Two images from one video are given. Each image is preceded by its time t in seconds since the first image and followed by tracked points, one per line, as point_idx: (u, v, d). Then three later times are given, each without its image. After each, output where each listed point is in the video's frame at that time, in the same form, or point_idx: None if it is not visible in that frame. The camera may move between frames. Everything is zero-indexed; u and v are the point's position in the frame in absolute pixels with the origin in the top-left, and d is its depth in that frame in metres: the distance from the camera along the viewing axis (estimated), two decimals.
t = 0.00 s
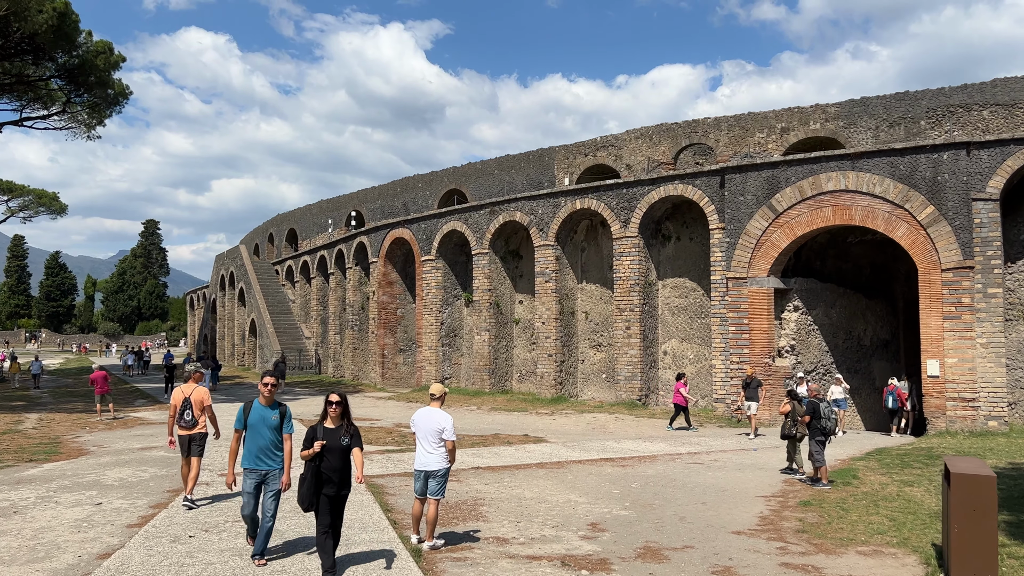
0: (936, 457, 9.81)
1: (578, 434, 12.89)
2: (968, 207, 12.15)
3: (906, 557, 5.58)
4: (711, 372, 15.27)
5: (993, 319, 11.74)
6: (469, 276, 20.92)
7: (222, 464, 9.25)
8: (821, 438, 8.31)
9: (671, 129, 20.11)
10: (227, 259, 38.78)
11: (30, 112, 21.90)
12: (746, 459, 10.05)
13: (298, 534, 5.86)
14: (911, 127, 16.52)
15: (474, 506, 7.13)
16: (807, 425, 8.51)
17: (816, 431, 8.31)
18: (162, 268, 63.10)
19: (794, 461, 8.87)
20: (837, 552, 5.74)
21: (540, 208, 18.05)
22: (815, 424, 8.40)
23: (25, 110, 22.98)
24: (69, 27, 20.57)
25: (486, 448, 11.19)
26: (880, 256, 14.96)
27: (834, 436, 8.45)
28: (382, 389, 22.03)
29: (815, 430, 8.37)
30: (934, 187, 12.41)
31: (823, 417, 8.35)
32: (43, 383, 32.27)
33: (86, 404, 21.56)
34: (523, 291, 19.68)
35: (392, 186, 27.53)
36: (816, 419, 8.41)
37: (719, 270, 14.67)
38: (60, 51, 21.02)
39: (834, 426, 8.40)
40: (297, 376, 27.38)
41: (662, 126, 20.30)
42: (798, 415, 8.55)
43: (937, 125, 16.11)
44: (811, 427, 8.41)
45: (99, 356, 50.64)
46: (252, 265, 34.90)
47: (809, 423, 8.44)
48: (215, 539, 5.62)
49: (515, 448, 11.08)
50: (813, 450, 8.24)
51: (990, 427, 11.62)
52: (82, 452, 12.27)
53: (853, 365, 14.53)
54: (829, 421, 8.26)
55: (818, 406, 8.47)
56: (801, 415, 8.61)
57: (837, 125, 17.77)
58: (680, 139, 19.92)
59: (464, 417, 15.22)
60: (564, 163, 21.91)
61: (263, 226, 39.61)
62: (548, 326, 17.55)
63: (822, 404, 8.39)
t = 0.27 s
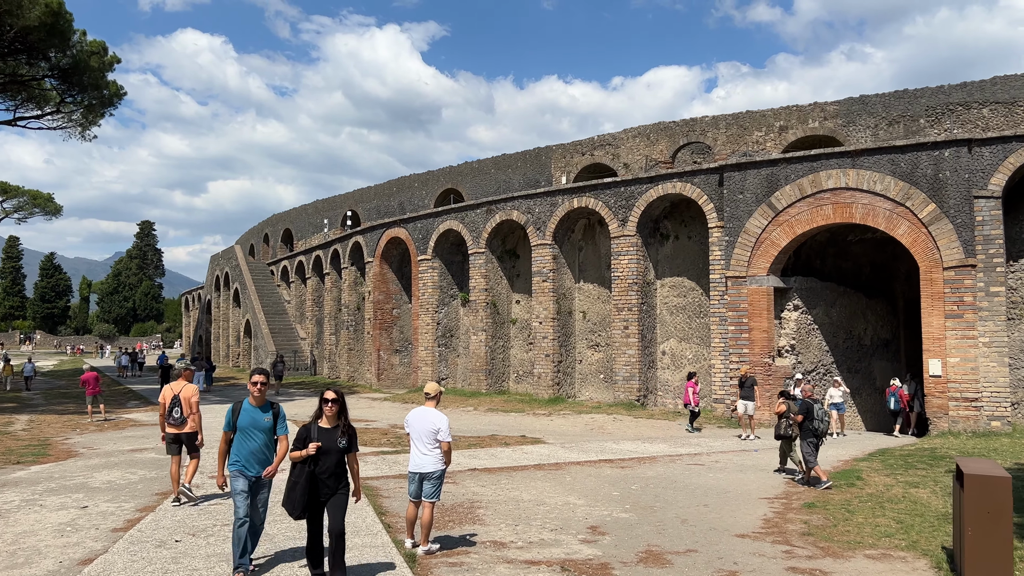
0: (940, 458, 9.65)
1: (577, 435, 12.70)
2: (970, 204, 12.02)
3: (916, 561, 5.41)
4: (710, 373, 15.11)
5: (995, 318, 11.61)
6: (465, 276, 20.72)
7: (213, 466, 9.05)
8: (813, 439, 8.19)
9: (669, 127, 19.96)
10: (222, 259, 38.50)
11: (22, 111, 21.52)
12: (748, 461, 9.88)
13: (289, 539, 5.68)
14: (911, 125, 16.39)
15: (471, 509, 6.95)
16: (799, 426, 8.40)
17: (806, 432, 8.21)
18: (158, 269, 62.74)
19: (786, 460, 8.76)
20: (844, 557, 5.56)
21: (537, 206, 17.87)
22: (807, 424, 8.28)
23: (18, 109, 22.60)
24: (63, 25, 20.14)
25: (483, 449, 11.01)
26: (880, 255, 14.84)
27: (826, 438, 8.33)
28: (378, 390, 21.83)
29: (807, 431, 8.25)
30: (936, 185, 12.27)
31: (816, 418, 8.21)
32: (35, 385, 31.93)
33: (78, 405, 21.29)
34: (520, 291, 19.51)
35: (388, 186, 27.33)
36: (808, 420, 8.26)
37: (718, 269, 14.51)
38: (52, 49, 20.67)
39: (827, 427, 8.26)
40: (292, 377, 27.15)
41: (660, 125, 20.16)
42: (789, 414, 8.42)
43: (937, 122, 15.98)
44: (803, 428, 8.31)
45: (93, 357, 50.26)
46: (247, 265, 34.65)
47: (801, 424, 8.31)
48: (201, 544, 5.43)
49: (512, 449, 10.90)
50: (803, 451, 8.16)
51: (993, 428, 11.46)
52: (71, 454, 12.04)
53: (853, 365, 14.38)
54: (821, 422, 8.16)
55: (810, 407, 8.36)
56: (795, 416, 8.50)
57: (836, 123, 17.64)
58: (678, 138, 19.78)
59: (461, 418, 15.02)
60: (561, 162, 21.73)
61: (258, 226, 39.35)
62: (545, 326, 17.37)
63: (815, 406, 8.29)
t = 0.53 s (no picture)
0: (943, 459, 9.51)
1: (574, 437, 12.54)
2: (972, 203, 11.92)
3: (927, 567, 5.27)
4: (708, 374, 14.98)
5: (998, 318, 11.49)
6: (462, 276, 20.54)
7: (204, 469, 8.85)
8: (804, 439, 8.19)
9: (666, 126, 19.85)
10: (216, 260, 38.23)
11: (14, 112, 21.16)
12: (748, 462, 9.74)
13: (280, 546, 5.49)
14: (910, 124, 16.31)
15: (468, 513, 6.79)
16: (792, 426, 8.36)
17: (798, 432, 8.18)
18: (152, 270, 62.37)
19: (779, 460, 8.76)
20: (853, 562, 5.41)
21: (534, 206, 17.72)
22: (800, 424, 8.27)
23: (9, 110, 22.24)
24: (55, 25, 19.76)
25: (479, 451, 10.84)
26: (879, 255, 14.72)
27: (819, 438, 8.26)
28: (373, 392, 21.63)
29: (799, 431, 8.24)
30: (937, 183, 12.17)
31: (809, 419, 8.20)
32: (26, 387, 31.59)
33: (69, 408, 21.02)
34: (516, 291, 19.34)
35: (383, 186, 27.14)
36: (801, 420, 8.25)
37: (716, 268, 14.37)
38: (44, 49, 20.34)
39: (820, 427, 8.21)
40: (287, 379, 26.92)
41: (657, 124, 20.05)
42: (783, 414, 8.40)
43: (936, 121, 15.89)
44: (794, 428, 8.27)
45: (86, 359, 49.90)
46: (241, 266, 34.40)
47: (794, 423, 8.29)
48: (189, 551, 5.24)
49: (509, 452, 10.73)
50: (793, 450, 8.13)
51: (995, 429, 11.35)
52: (60, 457, 11.81)
53: (853, 365, 14.24)
54: (813, 422, 8.10)
55: (804, 407, 8.30)
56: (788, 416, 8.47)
57: (834, 122, 17.54)
58: (675, 137, 19.67)
59: (457, 420, 14.85)
60: (558, 162, 21.59)
61: (252, 227, 39.11)
62: (542, 326, 17.22)
63: (808, 405, 8.23)
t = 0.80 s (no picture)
0: (950, 457, 9.38)
1: (575, 435, 12.39)
2: (976, 198, 11.78)
3: (941, 568, 5.12)
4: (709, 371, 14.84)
5: (1003, 314, 11.34)
6: (460, 272, 20.37)
7: (199, 467, 8.68)
8: (799, 438, 8.14)
9: (666, 121, 19.69)
10: (212, 257, 37.98)
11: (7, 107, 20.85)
12: (752, 460, 9.60)
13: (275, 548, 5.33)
14: (912, 119, 16.16)
15: (468, 513, 6.64)
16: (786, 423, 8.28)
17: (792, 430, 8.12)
18: (148, 267, 62.04)
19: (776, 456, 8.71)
20: (865, 563, 5.26)
21: (533, 201, 17.55)
22: (794, 422, 8.19)
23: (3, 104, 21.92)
24: (49, 21, 19.40)
25: (478, 449, 10.68)
26: (882, 251, 14.59)
27: (814, 434, 8.19)
28: (371, 389, 21.46)
29: (793, 429, 8.18)
30: (941, 178, 12.02)
31: (802, 416, 8.12)
32: (21, 384, 31.36)
33: (63, 405, 20.81)
34: (515, 287, 19.18)
35: (380, 182, 26.93)
36: (794, 417, 8.17)
37: (718, 264, 14.21)
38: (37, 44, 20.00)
39: (814, 424, 8.12)
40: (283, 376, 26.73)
41: (657, 119, 19.89)
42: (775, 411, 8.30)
43: (938, 116, 15.75)
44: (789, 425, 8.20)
45: (83, 356, 49.65)
46: (237, 262, 34.16)
47: (788, 421, 8.21)
48: (181, 552, 5.07)
49: (508, 449, 10.56)
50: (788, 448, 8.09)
51: (1000, 426, 11.22)
52: (53, 454, 11.62)
53: (855, 362, 14.11)
54: (806, 420, 8.02)
55: (797, 403, 8.20)
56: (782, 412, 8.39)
57: (835, 117, 17.39)
58: (675, 132, 19.51)
59: (455, 417, 14.69)
60: (557, 158, 21.41)
61: (249, 223, 38.85)
62: (541, 323, 17.06)
63: (801, 402, 8.12)
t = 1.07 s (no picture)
0: (952, 457, 9.27)
1: (573, 434, 12.25)
2: (979, 196, 11.67)
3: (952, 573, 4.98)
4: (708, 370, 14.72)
5: (1005, 313, 11.22)
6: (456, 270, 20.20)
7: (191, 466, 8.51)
8: (788, 436, 8.13)
9: (665, 118, 19.55)
10: (206, 253, 37.70)
11: None
12: (753, 460, 9.47)
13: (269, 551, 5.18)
14: (912, 117, 16.05)
15: (466, 514, 6.49)
16: (773, 422, 8.28)
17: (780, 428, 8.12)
18: (143, 264, 61.68)
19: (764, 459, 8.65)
20: (874, 567, 5.12)
21: (531, 198, 17.39)
22: (781, 420, 8.19)
23: None
24: (41, 16, 19.07)
25: (475, 448, 10.53)
26: (882, 249, 14.47)
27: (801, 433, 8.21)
28: (366, 387, 21.29)
29: (780, 427, 8.19)
30: (944, 176, 11.91)
31: (790, 414, 8.13)
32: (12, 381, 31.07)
33: (54, 402, 20.57)
34: (512, 285, 19.03)
35: (376, 178, 26.73)
36: (782, 416, 8.18)
37: (717, 262, 14.08)
38: (29, 38, 19.68)
39: (801, 422, 8.15)
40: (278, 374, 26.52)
41: (655, 116, 19.75)
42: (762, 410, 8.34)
43: (939, 114, 15.64)
44: (776, 424, 8.20)
45: (76, 353, 49.33)
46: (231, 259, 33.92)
47: (775, 420, 8.24)
48: (169, 556, 4.91)
49: (506, 449, 10.41)
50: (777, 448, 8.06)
51: (1001, 427, 11.12)
52: (42, 453, 11.42)
53: (855, 361, 14.00)
54: (794, 418, 8.05)
55: (784, 402, 8.23)
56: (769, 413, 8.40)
57: (835, 114, 17.28)
58: (674, 129, 19.38)
59: (452, 416, 14.54)
60: (554, 154, 21.25)
61: (243, 220, 38.58)
62: (538, 321, 16.92)
63: (788, 401, 8.15)
